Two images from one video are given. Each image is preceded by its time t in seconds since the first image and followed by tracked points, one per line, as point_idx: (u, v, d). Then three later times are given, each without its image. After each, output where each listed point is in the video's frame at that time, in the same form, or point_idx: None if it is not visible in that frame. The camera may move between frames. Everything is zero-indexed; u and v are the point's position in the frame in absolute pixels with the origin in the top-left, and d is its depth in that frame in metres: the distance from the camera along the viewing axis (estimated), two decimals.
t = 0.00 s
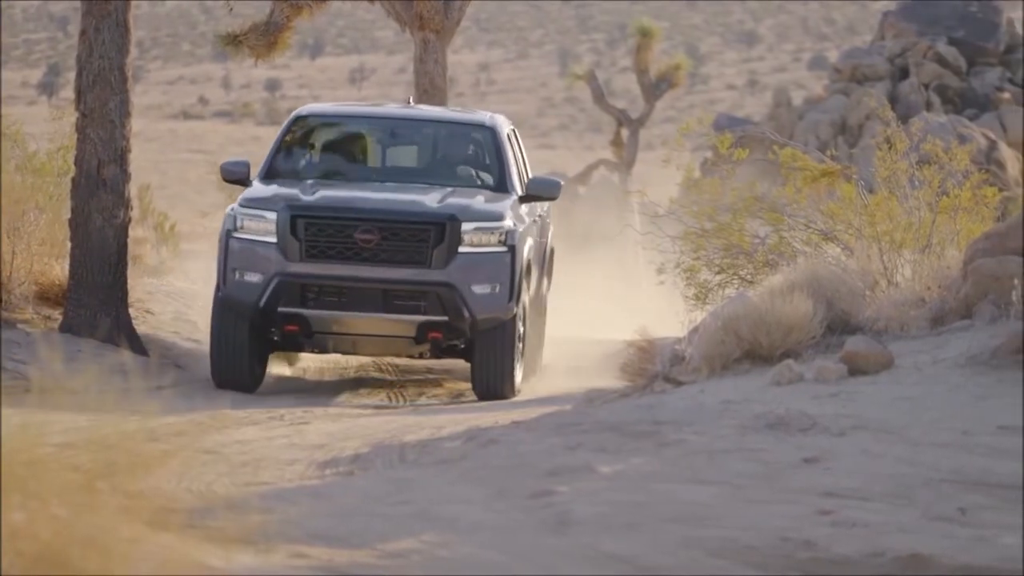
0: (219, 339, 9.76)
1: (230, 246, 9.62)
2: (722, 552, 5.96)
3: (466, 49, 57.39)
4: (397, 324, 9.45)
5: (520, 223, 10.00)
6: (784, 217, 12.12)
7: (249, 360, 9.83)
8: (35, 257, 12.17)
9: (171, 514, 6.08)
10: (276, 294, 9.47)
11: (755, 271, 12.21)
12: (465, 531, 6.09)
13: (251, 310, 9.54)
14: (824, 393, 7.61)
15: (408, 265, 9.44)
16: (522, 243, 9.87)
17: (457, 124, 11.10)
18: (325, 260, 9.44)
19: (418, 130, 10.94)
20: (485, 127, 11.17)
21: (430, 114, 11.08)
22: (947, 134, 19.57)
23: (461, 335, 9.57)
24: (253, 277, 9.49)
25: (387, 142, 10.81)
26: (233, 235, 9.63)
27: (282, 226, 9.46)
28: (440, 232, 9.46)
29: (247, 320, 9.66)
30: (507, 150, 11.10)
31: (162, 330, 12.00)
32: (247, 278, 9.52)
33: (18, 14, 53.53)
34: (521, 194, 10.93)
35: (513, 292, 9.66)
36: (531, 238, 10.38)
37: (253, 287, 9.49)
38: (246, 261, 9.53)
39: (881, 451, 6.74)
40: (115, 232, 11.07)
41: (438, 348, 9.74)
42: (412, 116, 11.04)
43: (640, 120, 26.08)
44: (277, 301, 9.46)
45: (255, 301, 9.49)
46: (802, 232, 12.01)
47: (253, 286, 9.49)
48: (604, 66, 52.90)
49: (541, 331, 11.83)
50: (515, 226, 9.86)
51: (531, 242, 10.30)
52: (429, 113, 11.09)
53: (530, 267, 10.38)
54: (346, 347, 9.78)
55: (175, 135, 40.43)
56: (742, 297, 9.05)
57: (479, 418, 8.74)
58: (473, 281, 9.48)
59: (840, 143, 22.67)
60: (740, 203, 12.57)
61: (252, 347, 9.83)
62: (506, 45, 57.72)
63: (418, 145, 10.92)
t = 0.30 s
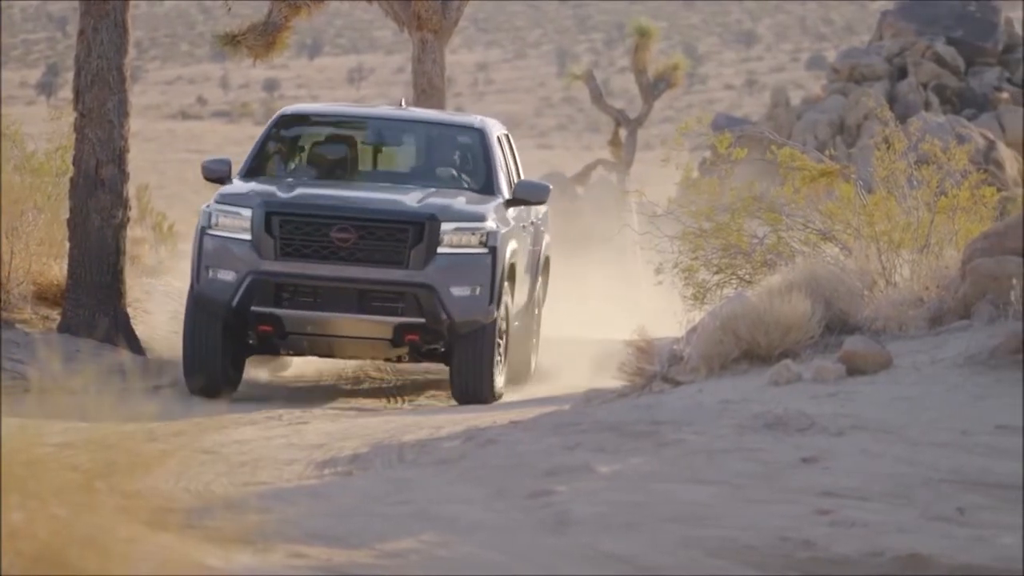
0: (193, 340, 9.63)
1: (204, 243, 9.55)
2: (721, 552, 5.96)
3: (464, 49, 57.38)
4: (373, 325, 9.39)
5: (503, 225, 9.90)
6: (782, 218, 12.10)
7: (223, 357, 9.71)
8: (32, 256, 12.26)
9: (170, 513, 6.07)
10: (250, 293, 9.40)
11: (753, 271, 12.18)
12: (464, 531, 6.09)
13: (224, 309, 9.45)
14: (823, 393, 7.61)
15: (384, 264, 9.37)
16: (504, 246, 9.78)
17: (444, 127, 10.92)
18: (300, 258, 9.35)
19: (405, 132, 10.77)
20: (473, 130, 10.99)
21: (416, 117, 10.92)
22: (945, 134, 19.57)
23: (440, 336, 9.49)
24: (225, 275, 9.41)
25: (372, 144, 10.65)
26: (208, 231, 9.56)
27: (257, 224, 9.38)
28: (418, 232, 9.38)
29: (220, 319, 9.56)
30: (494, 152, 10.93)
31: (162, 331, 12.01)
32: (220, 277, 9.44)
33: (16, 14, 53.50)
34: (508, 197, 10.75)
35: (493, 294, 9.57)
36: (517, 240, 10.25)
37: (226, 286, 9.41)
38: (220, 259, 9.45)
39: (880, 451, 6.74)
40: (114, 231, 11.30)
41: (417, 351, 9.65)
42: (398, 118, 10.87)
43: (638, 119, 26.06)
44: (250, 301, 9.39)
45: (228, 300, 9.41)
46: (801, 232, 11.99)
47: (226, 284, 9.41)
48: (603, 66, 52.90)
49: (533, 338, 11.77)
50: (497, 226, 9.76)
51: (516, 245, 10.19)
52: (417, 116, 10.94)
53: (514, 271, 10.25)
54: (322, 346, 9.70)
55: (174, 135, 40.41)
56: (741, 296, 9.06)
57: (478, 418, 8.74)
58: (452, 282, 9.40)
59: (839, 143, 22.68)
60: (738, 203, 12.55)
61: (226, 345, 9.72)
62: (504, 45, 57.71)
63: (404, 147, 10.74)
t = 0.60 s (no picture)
0: (160, 348, 9.44)
1: (173, 249, 9.37)
2: (720, 551, 5.95)
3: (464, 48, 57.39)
4: (346, 334, 9.15)
5: (481, 229, 9.71)
6: (782, 218, 12.06)
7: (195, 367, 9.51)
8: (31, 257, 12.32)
9: (170, 513, 6.06)
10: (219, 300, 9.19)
11: (752, 271, 12.17)
12: (464, 530, 6.09)
13: (192, 317, 9.26)
14: (822, 393, 7.61)
15: (355, 271, 9.15)
16: (482, 251, 9.58)
17: (424, 124, 10.65)
18: (269, 265, 9.15)
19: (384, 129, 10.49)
20: (454, 128, 10.72)
21: (396, 114, 10.64)
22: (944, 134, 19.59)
23: (415, 345, 9.28)
24: (195, 282, 9.22)
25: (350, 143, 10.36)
26: (177, 237, 9.38)
27: (226, 230, 9.19)
28: (391, 238, 9.18)
29: (189, 328, 9.36)
30: (476, 151, 10.65)
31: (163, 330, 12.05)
32: (189, 284, 9.25)
33: (16, 14, 53.49)
34: (489, 197, 10.51)
35: (470, 300, 9.38)
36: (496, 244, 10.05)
37: (195, 293, 9.22)
38: (189, 266, 9.26)
39: (879, 451, 6.74)
40: (113, 232, 11.40)
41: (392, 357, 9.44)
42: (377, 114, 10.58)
43: (638, 120, 26.07)
44: (218, 308, 9.18)
45: (197, 308, 9.21)
46: (801, 232, 11.96)
47: (195, 291, 9.21)
48: (603, 66, 52.91)
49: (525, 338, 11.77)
50: (474, 230, 9.57)
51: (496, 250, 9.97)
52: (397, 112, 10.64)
53: (493, 274, 10.05)
54: (295, 355, 9.48)
55: (174, 135, 40.43)
56: (741, 295, 9.05)
57: (478, 418, 8.74)
58: (427, 289, 9.20)
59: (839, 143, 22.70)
60: (738, 203, 12.54)
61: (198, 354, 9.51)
62: (504, 45, 57.72)
63: (383, 146, 10.47)
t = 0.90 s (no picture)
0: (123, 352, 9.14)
1: (135, 252, 9.09)
2: (719, 551, 5.95)
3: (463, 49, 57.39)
4: (313, 337, 8.88)
5: (454, 227, 9.41)
6: (781, 218, 12.03)
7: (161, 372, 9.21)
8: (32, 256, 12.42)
9: (168, 513, 6.04)
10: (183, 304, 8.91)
11: (752, 271, 12.17)
12: (463, 531, 6.08)
13: (157, 322, 8.97)
14: (821, 394, 7.61)
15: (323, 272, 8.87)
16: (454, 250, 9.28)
17: (398, 119, 10.29)
18: (234, 268, 8.87)
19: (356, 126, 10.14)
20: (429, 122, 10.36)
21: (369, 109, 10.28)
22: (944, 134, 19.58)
23: (386, 349, 8.99)
24: (159, 286, 8.93)
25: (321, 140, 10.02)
26: (140, 240, 9.10)
27: (190, 232, 8.91)
28: (359, 238, 8.90)
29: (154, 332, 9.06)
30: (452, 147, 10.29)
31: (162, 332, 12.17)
32: (153, 288, 8.97)
33: (16, 14, 53.49)
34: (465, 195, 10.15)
35: (442, 301, 9.08)
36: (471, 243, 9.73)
37: (159, 297, 8.93)
38: (152, 270, 8.98)
39: (879, 451, 6.74)
40: (113, 232, 11.79)
41: (365, 361, 9.13)
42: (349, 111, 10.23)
43: (638, 120, 26.07)
44: (182, 313, 8.90)
45: (161, 313, 8.92)
46: (800, 232, 11.92)
47: (159, 295, 8.93)
48: (603, 66, 52.91)
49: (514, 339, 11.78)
50: (446, 228, 9.28)
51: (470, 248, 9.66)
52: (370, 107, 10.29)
53: (468, 273, 9.73)
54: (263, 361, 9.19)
55: (175, 136, 40.45)
56: (741, 296, 9.05)
57: (479, 418, 8.75)
58: (396, 291, 8.91)
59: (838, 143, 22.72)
60: (738, 203, 12.55)
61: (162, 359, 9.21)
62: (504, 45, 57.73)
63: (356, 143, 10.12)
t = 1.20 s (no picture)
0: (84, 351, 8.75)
1: (97, 247, 8.72)
2: (724, 551, 5.93)
3: (468, 49, 57.39)
4: (278, 336, 8.47)
5: (428, 224, 9.05)
6: (787, 218, 11.94)
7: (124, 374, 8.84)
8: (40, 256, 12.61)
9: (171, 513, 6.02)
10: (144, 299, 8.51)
11: (757, 271, 12.14)
12: (466, 531, 6.07)
13: (117, 319, 8.58)
14: (828, 394, 7.60)
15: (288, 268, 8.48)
16: (426, 248, 8.93)
17: (377, 116, 9.93)
18: (197, 263, 8.49)
19: (333, 122, 9.79)
20: (409, 119, 10.00)
21: (348, 106, 9.93)
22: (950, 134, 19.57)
23: (355, 349, 8.61)
24: (120, 281, 8.55)
25: (296, 135, 9.68)
26: (101, 234, 8.73)
27: (151, 225, 8.54)
28: (326, 233, 8.52)
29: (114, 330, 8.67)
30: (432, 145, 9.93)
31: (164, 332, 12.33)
32: (114, 283, 8.59)
33: (21, 14, 53.49)
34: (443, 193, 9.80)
35: (411, 300, 8.73)
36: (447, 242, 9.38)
37: (120, 292, 8.54)
38: (113, 264, 8.60)
39: (884, 451, 6.73)
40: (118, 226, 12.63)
41: (334, 360, 8.79)
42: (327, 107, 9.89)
43: (642, 120, 26.08)
44: (143, 308, 8.50)
45: (120, 308, 8.53)
46: (805, 232, 11.87)
47: (119, 291, 8.54)
48: (607, 66, 52.90)
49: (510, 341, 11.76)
50: (418, 225, 8.93)
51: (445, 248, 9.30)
52: (348, 104, 9.95)
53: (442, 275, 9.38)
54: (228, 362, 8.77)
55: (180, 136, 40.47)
56: (745, 296, 9.04)
57: (486, 418, 8.74)
58: (365, 288, 8.54)
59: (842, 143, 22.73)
60: (743, 203, 12.53)
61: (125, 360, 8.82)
62: (508, 45, 57.70)
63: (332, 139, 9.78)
